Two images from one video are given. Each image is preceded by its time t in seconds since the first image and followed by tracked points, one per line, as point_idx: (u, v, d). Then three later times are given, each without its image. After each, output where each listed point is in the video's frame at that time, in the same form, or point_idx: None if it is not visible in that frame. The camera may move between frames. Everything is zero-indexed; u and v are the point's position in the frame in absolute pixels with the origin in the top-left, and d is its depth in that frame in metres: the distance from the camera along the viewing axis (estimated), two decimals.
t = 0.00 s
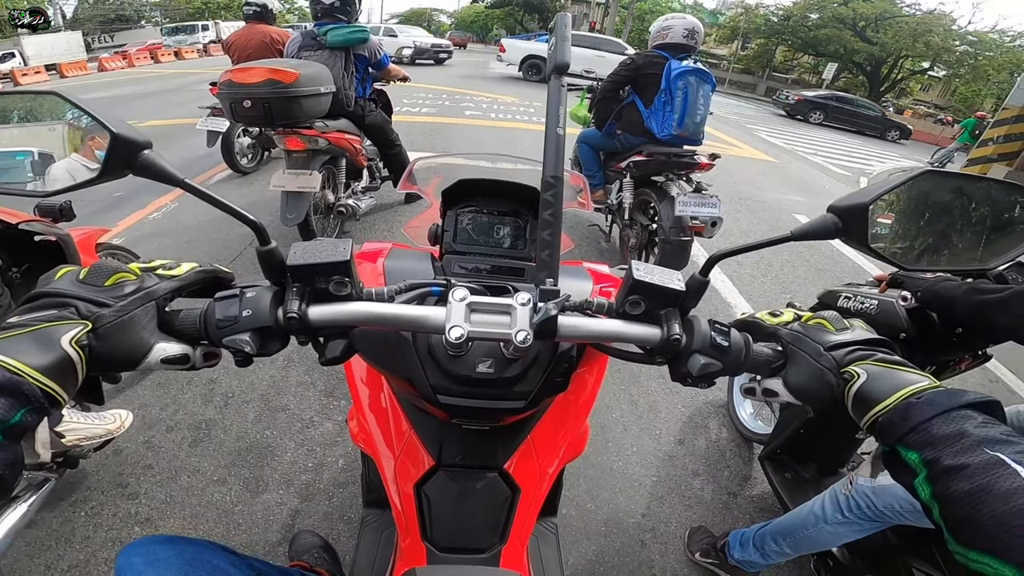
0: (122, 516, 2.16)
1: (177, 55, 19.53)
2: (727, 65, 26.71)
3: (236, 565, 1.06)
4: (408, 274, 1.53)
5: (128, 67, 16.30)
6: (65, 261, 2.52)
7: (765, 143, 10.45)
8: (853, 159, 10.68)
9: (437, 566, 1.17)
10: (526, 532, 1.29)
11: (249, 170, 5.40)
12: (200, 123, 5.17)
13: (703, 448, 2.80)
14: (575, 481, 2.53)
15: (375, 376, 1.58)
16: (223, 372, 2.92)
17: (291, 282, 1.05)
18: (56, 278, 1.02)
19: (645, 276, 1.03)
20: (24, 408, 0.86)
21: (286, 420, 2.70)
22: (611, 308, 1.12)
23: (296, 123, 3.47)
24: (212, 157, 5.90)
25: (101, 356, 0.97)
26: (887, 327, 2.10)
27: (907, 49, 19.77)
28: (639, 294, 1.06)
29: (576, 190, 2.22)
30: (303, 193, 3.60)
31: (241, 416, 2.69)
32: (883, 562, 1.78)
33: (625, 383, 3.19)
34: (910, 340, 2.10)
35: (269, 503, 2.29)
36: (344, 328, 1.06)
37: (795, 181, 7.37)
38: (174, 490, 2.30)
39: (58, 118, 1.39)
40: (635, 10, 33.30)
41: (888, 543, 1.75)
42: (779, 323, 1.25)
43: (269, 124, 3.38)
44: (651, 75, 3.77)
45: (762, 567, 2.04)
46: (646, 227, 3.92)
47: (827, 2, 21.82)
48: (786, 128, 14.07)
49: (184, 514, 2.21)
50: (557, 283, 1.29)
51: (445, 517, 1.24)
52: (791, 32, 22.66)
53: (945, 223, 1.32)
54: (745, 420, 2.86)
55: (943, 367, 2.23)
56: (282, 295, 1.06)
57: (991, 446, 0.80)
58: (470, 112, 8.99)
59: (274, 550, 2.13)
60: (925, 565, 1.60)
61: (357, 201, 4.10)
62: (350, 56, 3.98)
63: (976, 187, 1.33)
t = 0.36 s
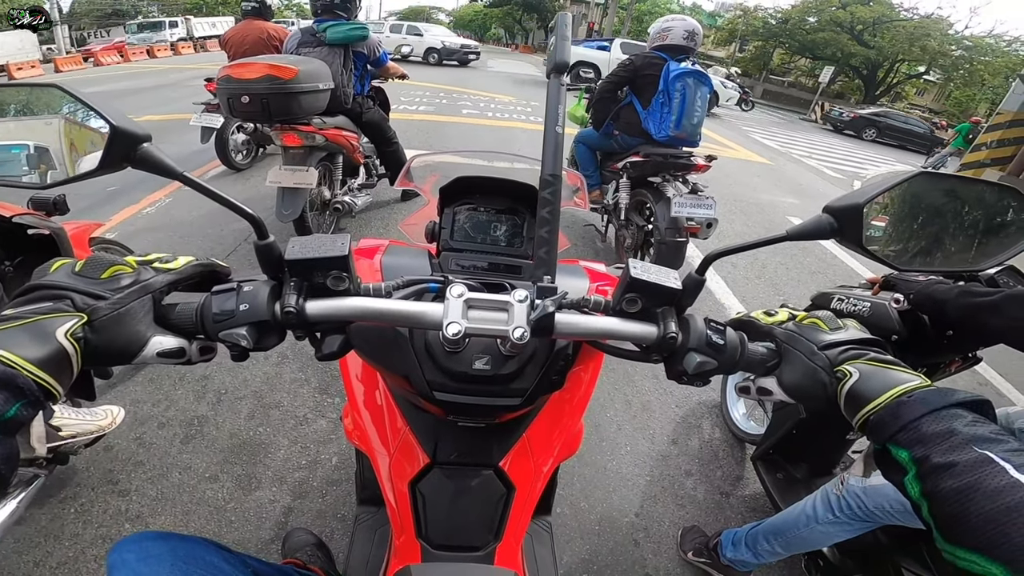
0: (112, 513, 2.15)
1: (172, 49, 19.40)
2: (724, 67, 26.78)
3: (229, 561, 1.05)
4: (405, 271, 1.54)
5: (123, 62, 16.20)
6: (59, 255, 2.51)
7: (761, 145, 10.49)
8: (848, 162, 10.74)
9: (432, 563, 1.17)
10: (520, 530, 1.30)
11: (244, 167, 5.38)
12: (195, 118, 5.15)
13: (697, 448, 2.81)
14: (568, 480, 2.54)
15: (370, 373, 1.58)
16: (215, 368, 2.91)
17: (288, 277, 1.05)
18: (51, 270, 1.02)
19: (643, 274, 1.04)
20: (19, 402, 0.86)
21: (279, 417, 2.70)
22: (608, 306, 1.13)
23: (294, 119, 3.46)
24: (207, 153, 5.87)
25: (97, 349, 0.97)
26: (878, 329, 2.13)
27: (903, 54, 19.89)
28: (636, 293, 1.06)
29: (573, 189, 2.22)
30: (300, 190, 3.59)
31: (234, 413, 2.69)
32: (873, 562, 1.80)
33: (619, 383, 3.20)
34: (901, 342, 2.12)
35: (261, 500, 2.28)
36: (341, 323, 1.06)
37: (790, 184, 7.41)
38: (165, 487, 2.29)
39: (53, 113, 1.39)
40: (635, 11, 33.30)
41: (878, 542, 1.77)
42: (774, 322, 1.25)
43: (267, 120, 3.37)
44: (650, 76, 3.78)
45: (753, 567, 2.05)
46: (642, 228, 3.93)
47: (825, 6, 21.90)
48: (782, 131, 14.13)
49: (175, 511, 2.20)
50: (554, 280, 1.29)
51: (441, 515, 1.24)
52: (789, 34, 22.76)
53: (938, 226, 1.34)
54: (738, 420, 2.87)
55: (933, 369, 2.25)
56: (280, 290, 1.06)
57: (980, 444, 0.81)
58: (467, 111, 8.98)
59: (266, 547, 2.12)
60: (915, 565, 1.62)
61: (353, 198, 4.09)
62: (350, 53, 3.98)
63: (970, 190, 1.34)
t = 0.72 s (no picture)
0: (106, 509, 2.15)
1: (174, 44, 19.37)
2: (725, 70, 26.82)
3: (225, 558, 1.05)
4: (407, 268, 1.54)
5: (124, 58, 16.18)
6: (58, 249, 2.51)
7: (761, 149, 10.51)
8: (848, 167, 10.77)
9: (429, 561, 1.17)
10: (518, 529, 1.30)
11: (244, 163, 5.37)
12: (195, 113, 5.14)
13: (693, 450, 2.82)
14: (565, 480, 2.54)
15: (369, 371, 1.58)
16: (213, 364, 2.91)
17: (290, 273, 1.05)
18: (52, 264, 1.02)
19: (644, 273, 1.04)
20: (18, 397, 0.85)
21: (276, 414, 2.70)
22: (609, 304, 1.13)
23: (296, 117, 3.46)
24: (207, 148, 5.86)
25: (98, 343, 0.97)
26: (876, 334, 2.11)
27: (904, 59, 19.95)
28: (637, 292, 1.06)
29: (574, 190, 2.23)
30: (300, 187, 3.59)
31: (231, 410, 2.68)
32: (867, 565, 1.81)
33: (616, 384, 3.21)
34: (900, 346, 2.11)
35: (257, 497, 2.28)
36: (342, 319, 1.06)
37: (789, 188, 7.42)
38: (160, 483, 2.29)
39: (55, 107, 1.39)
40: (637, 14, 33.30)
41: (873, 545, 1.78)
42: (774, 323, 1.25)
43: (270, 116, 3.36)
44: (653, 79, 3.79)
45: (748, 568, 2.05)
46: (642, 230, 3.93)
47: (827, 10, 21.95)
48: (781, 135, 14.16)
49: (170, 508, 2.20)
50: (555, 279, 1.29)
51: (438, 514, 1.25)
52: (790, 38, 22.81)
53: (938, 229, 1.34)
54: (735, 423, 2.88)
55: (930, 374, 2.25)
56: (281, 286, 1.06)
57: (976, 444, 0.81)
58: (469, 110, 8.99)
59: (261, 545, 2.12)
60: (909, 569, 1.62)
61: (354, 195, 4.09)
62: (353, 51, 3.98)
63: (970, 194, 1.35)
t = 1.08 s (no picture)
0: (106, 504, 2.15)
1: (174, 40, 19.34)
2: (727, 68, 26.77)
3: (225, 553, 1.05)
4: (407, 262, 1.53)
5: (124, 53, 16.15)
6: (59, 244, 2.50)
7: (762, 147, 10.49)
8: (848, 166, 10.74)
9: (429, 556, 1.17)
10: (517, 525, 1.30)
11: (244, 159, 5.36)
12: (195, 109, 5.13)
13: (693, 447, 2.82)
14: (565, 476, 2.54)
15: (369, 367, 1.58)
16: (213, 359, 2.91)
17: (290, 266, 1.05)
18: (51, 258, 1.02)
19: (645, 267, 1.03)
20: (18, 390, 0.85)
21: (277, 409, 2.70)
22: (610, 298, 1.13)
23: (298, 112, 3.46)
24: (207, 144, 5.85)
25: (97, 336, 0.97)
26: (878, 330, 2.14)
27: (907, 57, 19.88)
28: (638, 286, 1.06)
29: (575, 185, 2.22)
30: (301, 183, 3.58)
31: (231, 405, 2.68)
32: (866, 563, 1.81)
33: (617, 381, 3.20)
34: (900, 344, 2.12)
35: (257, 493, 2.28)
36: (343, 313, 1.05)
37: (790, 185, 7.41)
38: (160, 479, 2.29)
39: (55, 101, 1.39)
40: (641, 11, 33.10)
41: (873, 543, 1.78)
42: (775, 317, 1.25)
43: (271, 111, 3.36)
44: (655, 75, 3.78)
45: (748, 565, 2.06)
46: (642, 226, 3.93)
47: (829, 8, 21.87)
48: (782, 133, 14.13)
49: (170, 503, 2.20)
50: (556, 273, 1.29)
51: (438, 509, 1.25)
52: (792, 36, 22.75)
53: (940, 225, 1.34)
54: (735, 420, 2.88)
55: (930, 371, 2.26)
56: (281, 279, 1.06)
57: (978, 440, 0.81)
58: (469, 107, 8.96)
59: (262, 540, 2.13)
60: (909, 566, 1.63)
61: (354, 191, 4.09)
62: (354, 46, 3.97)
63: (972, 190, 1.35)
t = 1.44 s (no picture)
0: (108, 504, 2.15)
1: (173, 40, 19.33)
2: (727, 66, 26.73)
3: (226, 553, 1.05)
4: (407, 260, 1.53)
5: (124, 53, 16.16)
6: (60, 244, 2.51)
7: (762, 145, 10.49)
8: (849, 164, 10.73)
9: (430, 555, 1.17)
10: (519, 524, 1.30)
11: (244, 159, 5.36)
12: (195, 109, 5.13)
13: (694, 445, 2.82)
14: (566, 475, 2.54)
15: (370, 366, 1.58)
16: (214, 359, 2.91)
17: (290, 265, 1.05)
18: (50, 257, 1.02)
19: (645, 264, 1.03)
20: (18, 389, 0.85)
21: (278, 409, 2.70)
22: (609, 296, 1.13)
23: (298, 112, 3.46)
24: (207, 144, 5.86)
25: (97, 335, 0.97)
26: (879, 328, 2.15)
27: (907, 55, 19.85)
28: (638, 283, 1.05)
29: (576, 183, 2.22)
30: (302, 182, 3.58)
31: (232, 405, 2.69)
32: (868, 561, 1.81)
33: (618, 379, 3.20)
34: (902, 341, 2.12)
35: (259, 492, 2.29)
36: (343, 311, 1.05)
37: (790, 184, 7.40)
38: (162, 478, 2.29)
39: (55, 101, 1.39)
40: (641, 10, 33.05)
41: (874, 542, 1.78)
42: (775, 314, 1.25)
43: (272, 111, 3.36)
44: (655, 73, 3.77)
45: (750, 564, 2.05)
46: (643, 225, 3.92)
47: (830, 6, 21.84)
48: (782, 131, 14.11)
49: (171, 503, 2.20)
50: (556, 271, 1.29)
51: (439, 508, 1.25)
52: (792, 34, 22.73)
53: (940, 223, 1.34)
54: (736, 418, 2.88)
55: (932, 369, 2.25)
56: (281, 277, 1.06)
57: (980, 438, 0.81)
58: (469, 106, 8.96)
59: (263, 540, 2.13)
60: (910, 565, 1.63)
61: (355, 190, 4.09)
62: (354, 46, 3.98)
63: (973, 188, 1.34)
